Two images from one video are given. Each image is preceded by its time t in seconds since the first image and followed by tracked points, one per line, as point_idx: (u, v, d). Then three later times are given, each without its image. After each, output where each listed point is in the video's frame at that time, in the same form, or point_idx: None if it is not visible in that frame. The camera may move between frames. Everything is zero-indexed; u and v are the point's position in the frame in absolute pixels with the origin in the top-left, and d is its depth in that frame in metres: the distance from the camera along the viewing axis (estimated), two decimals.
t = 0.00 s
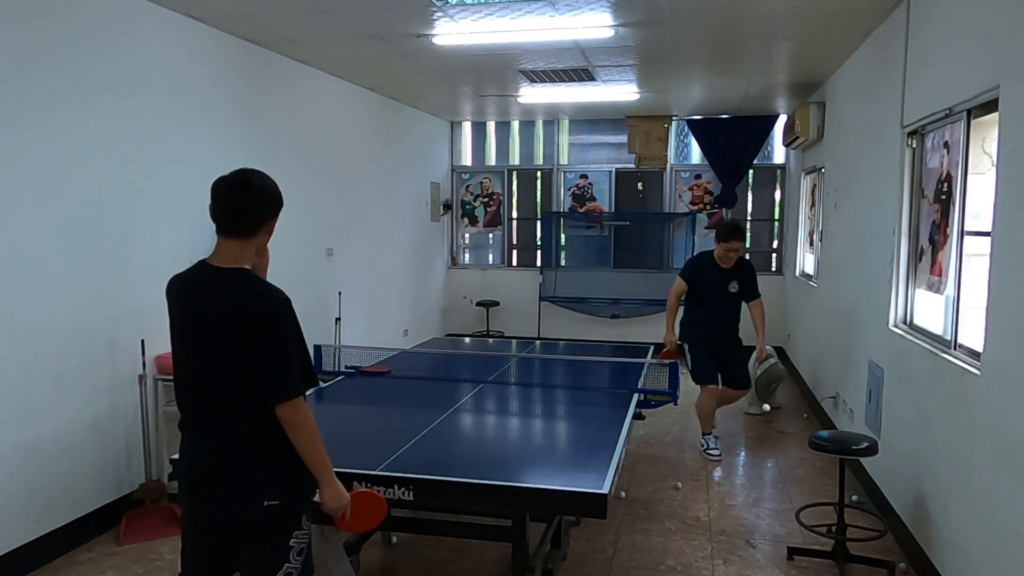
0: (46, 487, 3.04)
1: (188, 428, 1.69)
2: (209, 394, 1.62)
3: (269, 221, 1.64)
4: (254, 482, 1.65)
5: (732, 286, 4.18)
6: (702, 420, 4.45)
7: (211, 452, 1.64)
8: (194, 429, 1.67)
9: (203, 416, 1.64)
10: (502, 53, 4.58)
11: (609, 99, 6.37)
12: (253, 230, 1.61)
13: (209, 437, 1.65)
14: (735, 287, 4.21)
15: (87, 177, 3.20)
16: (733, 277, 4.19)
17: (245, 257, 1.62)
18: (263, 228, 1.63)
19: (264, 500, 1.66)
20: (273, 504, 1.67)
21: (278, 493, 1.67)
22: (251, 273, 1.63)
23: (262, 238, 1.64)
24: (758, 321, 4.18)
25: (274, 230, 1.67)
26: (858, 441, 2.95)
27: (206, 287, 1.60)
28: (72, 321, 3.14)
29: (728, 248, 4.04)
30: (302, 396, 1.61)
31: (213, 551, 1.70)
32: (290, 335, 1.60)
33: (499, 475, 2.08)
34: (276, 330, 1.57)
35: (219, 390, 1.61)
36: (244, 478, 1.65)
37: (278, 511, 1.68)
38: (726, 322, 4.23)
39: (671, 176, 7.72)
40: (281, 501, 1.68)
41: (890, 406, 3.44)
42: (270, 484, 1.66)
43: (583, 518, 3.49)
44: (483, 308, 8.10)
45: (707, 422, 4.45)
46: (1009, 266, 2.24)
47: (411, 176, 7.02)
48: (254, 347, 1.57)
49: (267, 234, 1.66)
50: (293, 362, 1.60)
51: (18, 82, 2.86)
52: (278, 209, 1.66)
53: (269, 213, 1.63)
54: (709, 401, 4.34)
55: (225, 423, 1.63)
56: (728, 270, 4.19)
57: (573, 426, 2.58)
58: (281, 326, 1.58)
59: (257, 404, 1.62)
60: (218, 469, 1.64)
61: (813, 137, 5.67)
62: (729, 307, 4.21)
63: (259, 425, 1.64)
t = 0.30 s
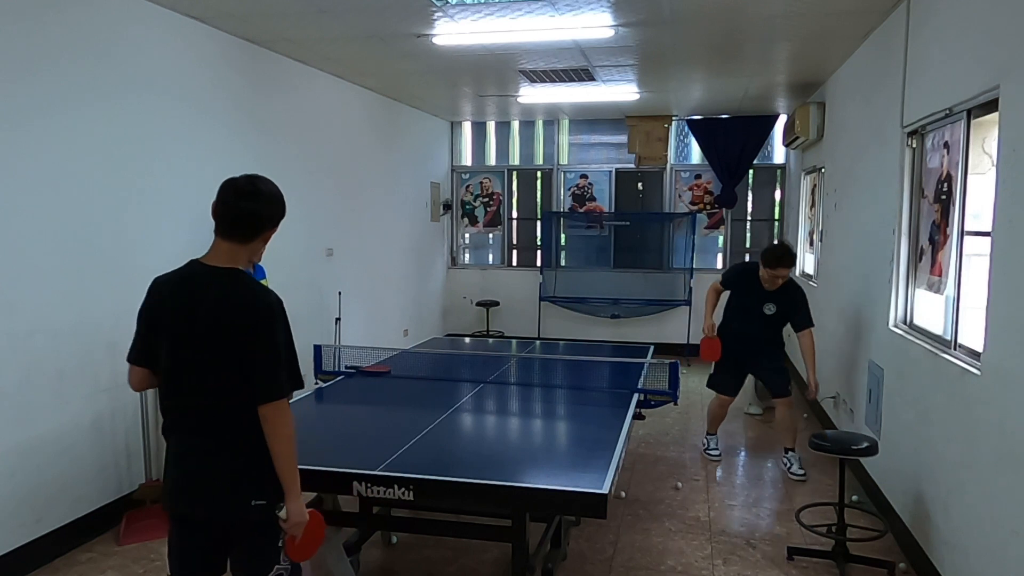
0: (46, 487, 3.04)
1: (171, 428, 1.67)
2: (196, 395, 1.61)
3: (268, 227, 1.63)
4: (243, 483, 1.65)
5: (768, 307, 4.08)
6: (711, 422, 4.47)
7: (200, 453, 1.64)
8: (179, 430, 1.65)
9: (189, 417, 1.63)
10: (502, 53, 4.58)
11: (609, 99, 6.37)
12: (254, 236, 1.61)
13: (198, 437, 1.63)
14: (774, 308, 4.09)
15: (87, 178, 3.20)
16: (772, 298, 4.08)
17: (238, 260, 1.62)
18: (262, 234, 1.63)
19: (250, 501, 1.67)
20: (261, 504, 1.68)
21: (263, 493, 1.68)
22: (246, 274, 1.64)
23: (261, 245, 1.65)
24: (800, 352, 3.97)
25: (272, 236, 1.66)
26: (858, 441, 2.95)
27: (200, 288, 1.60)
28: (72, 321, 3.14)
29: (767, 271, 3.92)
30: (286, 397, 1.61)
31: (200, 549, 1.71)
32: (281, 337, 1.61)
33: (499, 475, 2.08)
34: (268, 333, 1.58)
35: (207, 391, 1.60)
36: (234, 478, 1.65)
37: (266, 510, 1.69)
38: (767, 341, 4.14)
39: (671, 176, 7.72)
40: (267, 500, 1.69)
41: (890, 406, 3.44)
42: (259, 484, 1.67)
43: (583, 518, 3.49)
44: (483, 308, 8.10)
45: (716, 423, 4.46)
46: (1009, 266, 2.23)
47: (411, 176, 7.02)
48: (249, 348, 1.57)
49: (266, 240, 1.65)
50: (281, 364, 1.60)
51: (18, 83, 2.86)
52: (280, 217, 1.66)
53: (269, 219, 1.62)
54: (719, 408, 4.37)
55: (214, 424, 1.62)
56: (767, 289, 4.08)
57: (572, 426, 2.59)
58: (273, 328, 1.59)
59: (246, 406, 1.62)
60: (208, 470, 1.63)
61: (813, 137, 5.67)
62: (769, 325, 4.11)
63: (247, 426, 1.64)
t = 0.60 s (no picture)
0: (46, 487, 3.04)
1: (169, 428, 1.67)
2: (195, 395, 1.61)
3: (268, 225, 1.62)
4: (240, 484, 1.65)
5: (788, 319, 4.05)
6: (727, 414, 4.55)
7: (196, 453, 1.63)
8: (176, 429, 1.65)
9: (188, 416, 1.63)
10: (502, 53, 4.58)
11: (609, 99, 6.37)
12: (252, 236, 1.60)
13: (194, 437, 1.63)
14: (794, 321, 4.05)
15: (87, 178, 3.21)
16: (794, 312, 4.02)
17: (241, 261, 1.62)
18: (262, 232, 1.62)
19: (244, 503, 1.67)
20: (254, 507, 1.68)
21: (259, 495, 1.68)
22: (249, 275, 1.64)
23: (262, 244, 1.64)
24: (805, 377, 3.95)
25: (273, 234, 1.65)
26: (858, 441, 2.95)
27: (203, 288, 1.60)
28: (71, 322, 3.14)
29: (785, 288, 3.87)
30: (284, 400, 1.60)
31: (197, 547, 1.71)
32: (281, 338, 1.61)
33: (499, 475, 2.08)
34: (268, 333, 1.58)
35: (207, 391, 1.60)
36: (232, 478, 1.65)
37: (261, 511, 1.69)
38: (790, 355, 4.12)
39: (671, 176, 7.71)
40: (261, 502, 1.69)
41: (890, 406, 3.44)
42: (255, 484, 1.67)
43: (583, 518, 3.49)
44: (483, 308, 8.10)
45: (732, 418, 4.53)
46: (1009, 265, 2.23)
47: (411, 176, 7.02)
48: (248, 348, 1.57)
49: (266, 238, 1.64)
50: (280, 366, 1.60)
51: (18, 83, 2.86)
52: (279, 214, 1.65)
53: (268, 218, 1.61)
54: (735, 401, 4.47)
55: (211, 424, 1.62)
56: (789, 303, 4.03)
57: (572, 427, 2.59)
58: (273, 329, 1.59)
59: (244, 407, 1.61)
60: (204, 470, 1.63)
61: (813, 137, 5.67)
62: (793, 339, 4.08)
63: (245, 427, 1.63)
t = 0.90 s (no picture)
0: (46, 487, 3.04)
1: (169, 427, 1.67)
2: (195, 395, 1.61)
3: (256, 221, 1.62)
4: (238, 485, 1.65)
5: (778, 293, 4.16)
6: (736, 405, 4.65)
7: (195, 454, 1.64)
8: (176, 429, 1.65)
9: (188, 416, 1.63)
10: (502, 53, 4.58)
11: (609, 99, 6.37)
12: (241, 237, 1.61)
13: (193, 438, 1.63)
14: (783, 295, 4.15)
15: (87, 178, 3.20)
16: (783, 285, 4.13)
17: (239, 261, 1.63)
18: (252, 229, 1.62)
19: (243, 504, 1.67)
20: (254, 508, 1.68)
21: (257, 497, 1.68)
22: (248, 275, 1.64)
23: (255, 240, 1.64)
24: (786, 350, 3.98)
25: (265, 230, 1.64)
26: (858, 441, 2.95)
27: (203, 288, 1.60)
28: (71, 322, 3.14)
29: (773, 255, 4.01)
30: (285, 401, 1.61)
31: (196, 547, 1.72)
32: (280, 338, 1.60)
33: (499, 475, 2.08)
34: (267, 333, 1.57)
35: (207, 391, 1.60)
36: (231, 479, 1.65)
37: (260, 513, 1.69)
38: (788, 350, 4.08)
39: (671, 176, 7.71)
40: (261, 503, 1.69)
41: (890, 406, 3.44)
42: (253, 485, 1.67)
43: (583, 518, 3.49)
44: (483, 308, 8.10)
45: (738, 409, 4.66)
46: (1009, 265, 2.23)
47: (411, 176, 7.02)
48: (248, 349, 1.57)
49: (259, 234, 1.64)
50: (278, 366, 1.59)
51: (18, 83, 2.86)
52: (269, 209, 1.65)
53: (256, 214, 1.61)
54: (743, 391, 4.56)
55: (211, 424, 1.62)
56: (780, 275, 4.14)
57: (572, 427, 2.59)
58: (271, 329, 1.58)
59: (243, 408, 1.61)
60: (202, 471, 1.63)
61: (813, 137, 5.67)
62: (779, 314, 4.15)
63: (245, 428, 1.63)
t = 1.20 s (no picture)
0: (46, 487, 3.04)
1: (165, 427, 1.66)
2: (193, 395, 1.61)
3: (246, 222, 1.62)
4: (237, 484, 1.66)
5: (738, 282, 4.14)
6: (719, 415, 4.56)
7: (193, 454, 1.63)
8: (173, 430, 1.64)
9: (185, 417, 1.62)
10: (502, 53, 4.58)
11: (609, 99, 6.37)
12: (235, 239, 1.61)
13: (190, 438, 1.63)
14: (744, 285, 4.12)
15: (87, 178, 3.20)
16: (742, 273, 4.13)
17: (233, 263, 1.63)
18: (244, 231, 1.62)
19: (241, 503, 1.67)
20: (250, 507, 1.69)
21: (256, 496, 1.68)
22: (244, 276, 1.64)
23: (249, 241, 1.63)
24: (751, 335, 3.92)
25: (257, 231, 1.64)
26: (858, 441, 2.94)
27: (200, 289, 1.60)
28: (71, 322, 3.14)
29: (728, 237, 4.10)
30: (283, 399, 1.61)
31: (194, 547, 1.72)
32: (276, 338, 1.60)
33: (499, 475, 2.08)
34: (265, 333, 1.58)
35: (205, 391, 1.60)
36: (230, 479, 1.65)
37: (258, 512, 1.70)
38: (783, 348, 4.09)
39: (671, 176, 7.71)
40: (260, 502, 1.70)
41: (890, 406, 3.44)
42: (252, 484, 1.67)
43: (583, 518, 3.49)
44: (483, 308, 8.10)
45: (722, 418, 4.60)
46: (1009, 264, 2.23)
47: (411, 176, 7.02)
48: (246, 349, 1.57)
49: (251, 236, 1.63)
50: (276, 367, 1.59)
51: (18, 83, 2.86)
52: (263, 211, 1.64)
53: (246, 216, 1.61)
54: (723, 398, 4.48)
55: (210, 424, 1.62)
56: (740, 264, 4.15)
57: (572, 426, 2.59)
58: (268, 330, 1.58)
59: (242, 407, 1.61)
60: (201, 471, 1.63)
61: (813, 137, 5.67)
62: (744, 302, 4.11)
63: (244, 427, 1.64)
